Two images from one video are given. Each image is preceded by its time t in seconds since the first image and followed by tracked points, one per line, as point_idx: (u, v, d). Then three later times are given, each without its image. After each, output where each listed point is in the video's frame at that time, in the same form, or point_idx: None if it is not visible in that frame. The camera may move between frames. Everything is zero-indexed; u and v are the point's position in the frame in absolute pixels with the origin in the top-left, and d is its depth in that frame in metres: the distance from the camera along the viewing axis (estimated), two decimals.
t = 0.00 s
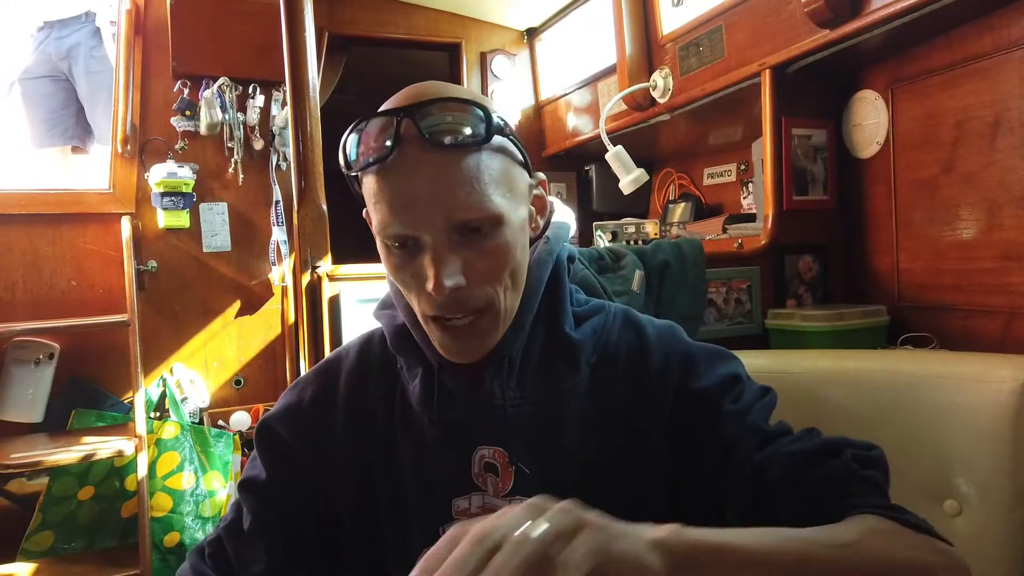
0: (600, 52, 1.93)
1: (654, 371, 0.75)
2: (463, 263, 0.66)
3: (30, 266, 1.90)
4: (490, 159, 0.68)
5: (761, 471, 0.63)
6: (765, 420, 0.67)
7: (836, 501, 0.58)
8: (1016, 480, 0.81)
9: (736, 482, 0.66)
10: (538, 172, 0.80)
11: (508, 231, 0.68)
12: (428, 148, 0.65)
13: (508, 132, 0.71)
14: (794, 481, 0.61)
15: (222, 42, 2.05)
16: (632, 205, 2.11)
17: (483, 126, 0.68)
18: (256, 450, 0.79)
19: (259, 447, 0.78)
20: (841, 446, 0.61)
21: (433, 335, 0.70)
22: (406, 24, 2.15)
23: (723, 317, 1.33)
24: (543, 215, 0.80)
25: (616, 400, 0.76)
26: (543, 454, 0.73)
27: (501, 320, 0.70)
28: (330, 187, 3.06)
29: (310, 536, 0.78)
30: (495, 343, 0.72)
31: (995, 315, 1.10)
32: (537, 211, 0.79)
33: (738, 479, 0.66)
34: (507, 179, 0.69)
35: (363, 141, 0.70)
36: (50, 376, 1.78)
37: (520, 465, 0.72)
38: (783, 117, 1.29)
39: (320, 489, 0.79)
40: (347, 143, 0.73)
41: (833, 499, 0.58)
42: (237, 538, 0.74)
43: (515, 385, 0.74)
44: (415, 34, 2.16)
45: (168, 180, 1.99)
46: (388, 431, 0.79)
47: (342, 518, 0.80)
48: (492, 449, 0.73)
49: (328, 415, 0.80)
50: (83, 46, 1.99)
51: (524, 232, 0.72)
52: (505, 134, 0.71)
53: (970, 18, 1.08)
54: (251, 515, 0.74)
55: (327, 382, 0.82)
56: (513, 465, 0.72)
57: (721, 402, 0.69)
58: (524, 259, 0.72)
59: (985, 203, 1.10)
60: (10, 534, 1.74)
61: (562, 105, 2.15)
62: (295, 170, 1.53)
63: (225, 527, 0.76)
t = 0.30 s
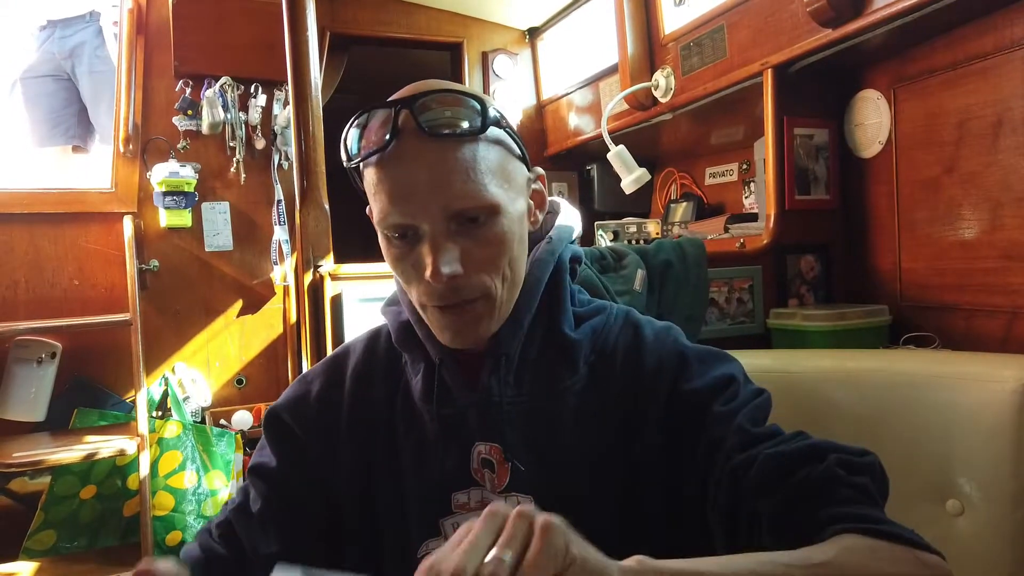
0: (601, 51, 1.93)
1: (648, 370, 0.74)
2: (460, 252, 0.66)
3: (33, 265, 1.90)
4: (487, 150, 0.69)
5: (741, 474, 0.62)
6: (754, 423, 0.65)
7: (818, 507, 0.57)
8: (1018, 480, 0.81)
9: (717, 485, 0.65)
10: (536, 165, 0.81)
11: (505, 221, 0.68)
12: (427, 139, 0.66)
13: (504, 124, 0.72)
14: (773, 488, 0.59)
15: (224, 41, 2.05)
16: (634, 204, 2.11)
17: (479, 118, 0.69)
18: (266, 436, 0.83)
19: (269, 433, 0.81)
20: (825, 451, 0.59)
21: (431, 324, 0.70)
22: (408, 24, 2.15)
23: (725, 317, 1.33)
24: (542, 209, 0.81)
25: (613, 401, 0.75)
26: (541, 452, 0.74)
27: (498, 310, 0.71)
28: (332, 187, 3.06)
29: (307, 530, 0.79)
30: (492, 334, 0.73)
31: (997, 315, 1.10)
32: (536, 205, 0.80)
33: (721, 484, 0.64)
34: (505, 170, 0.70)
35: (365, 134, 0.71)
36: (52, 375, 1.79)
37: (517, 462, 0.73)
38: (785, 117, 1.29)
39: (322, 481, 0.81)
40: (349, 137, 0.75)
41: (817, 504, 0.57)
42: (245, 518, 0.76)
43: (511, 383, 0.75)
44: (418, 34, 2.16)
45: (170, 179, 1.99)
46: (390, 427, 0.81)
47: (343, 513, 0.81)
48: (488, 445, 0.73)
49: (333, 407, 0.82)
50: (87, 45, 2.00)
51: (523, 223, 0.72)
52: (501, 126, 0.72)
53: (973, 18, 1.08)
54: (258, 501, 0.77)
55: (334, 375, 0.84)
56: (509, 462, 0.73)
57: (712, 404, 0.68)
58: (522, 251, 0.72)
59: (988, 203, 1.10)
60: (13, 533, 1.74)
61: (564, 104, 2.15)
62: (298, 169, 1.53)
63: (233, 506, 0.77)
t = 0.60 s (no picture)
0: (603, 50, 1.93)
1: (653, 367, 0.75)
2: (481, 246, 0.66)
3: (35, 264, 1.90)
4: (510, 149, 0.68)
5: (739, 460, 0.61)
6: (756, 416, 0.65)
7: (811, 493, 0.57)
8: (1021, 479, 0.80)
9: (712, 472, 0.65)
10: (552, 164, 0.81)
11: (525, 218, 0.68)
12: (453, 134, 0.65)
13: (525, 124, 0.71)
14: (769, 475, 0.59)
15: (227, 40, 2.06)
16: (636, 204, 2.11)
17: (503, 117, 0.68)
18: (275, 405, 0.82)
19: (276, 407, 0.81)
20: (821, 444, 0.60)
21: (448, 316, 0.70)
22: (410, 23, 2.15)
23: (727, 317, 1.33)
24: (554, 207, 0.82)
25: (622, 397, 0.75)
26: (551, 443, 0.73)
27: (514, 302, 0.71)
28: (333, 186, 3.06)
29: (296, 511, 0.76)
30: (507, 326, 0.72)
31: (1001, 315, 1.09)
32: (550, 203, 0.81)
33: (717, 472, 0.64)
34: (525, 169, 0.70)
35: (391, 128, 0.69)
36: (54, 373, 1.79)
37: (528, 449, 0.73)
38: (788, 116, 1.29)
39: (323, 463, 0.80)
40: (374, 130, 0.73)
41: (809, 492, 0.57)
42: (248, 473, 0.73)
43: (527, 370, 0.75)
44: (420, 33, 2.16)
45: (172, 178, 1.99)
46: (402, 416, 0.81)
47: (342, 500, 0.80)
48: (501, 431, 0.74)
49: (350, 393, 0.83)
50: (90, 44, 2.00)
51: (539, 220, 0.72)
52: (523, 125, 0.71)
53: (977, 17, 1.08)
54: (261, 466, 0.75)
55: (352, 363, 0.85)
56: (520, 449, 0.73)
57: (715, 397, 0.69)
58: (537, 248, 0.72)
59: (992, 203, 1.09)
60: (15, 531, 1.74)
61: (566, 103, 2.15)
62: (300, 168, 1.52)
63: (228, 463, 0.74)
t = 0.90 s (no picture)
0: (605, 48, 1.93)
1: (664, 371, 0.75)
2: (503, 254, 0.66)
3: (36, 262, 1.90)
4: (533, 156, 0.68)
5: (749, 461, 0.61)
6: (765, 422, 0.64)
7: (818, 498, 0.57)
8: None
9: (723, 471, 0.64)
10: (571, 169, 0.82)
11: (545, 226, 0.68)
12: (478, 141, 0.66)
13: (549, 130, 0.72)
14: (781, 476, 0.59)
15: (228, 38, 2.06)
16: (637, 203, 2.11)
17: (527, 123, 0.69)
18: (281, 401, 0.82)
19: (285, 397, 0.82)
20: (832, 451, 0.59)
21: (467, 321, 0.70)
22: (412, 20, 2.15)
23: (729, 316, 1.32)
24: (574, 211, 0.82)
25: (631, 399, 0.75)
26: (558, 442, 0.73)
27: (533, 308, 0.70)
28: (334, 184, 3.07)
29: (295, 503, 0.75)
30: (522, 329, 0.72)
31: (1004, 314, 1.09)
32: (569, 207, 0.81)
33: (726, 475, 0.63)
34: (547, 175, 0.70)
35: (414, 132, 0.70)
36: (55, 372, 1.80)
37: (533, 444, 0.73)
38: (791, 115, 1.29)
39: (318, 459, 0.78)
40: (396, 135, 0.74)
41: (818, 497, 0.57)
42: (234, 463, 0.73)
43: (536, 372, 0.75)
44: (422, 31, 2.16)
45: (174, 176, 1.99)
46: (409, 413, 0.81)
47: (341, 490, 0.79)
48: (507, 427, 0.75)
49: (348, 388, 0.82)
50: (91, 42, 2.00)
51: (559, 226, 0.72)
52: (547, 132, 0.72)
53: (981, 15, 1.07)
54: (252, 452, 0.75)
55: (357, 358, 0.85)
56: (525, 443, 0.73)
57: (726, 399, 0.68)
58: (556, 252, 0.72)
59: (996, 202, 1.09)
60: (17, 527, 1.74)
61: (568, 101, 2.15)
62: (300, 163, 1.50)
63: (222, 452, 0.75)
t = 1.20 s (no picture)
0: (605, 48, 1.93)
1: (671, 373, 0.74)
2: (488, 270, 0.66)
3: (37, 261, 1.90)
4: (507, 165, 0.68)
5: (791, 475, 0.62)
6: (789, 425, 0.66)
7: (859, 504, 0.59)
8: None
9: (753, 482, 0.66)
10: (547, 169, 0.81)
11: (528, 237, 0.69)
12: (450, 161, 0.66)
13: (522, 137, 0.72)
14: (822, 487, 0.60)
15: (228, 37, 2.06)
16: (637, 203, 2.11)
17: (499, 134, 0.69)
18: (268, 419, 0.84)
19: (272, 417, 0.83)
20: (863, 453, 0.62)
21: (457, 342, 0.70)
22: (412, 20, 2.15)
23: (728, 316, 1.33)
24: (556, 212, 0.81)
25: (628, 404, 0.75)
26: (551, 448, 0.75)
27: (523, 321, 0.71)
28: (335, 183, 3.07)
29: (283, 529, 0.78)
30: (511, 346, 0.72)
31: (1003, 314, 1.09)
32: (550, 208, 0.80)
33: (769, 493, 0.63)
34: (525, 182, 0.70)
35: (381, 156, 0.70)
36: (55, 371, 1.79)
37: (527, 461, 0.74)
38: (790, 115, 1.29)
39: (315, 477, 0.81)
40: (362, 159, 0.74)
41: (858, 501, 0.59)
42: (227, 491, 0.79)
43: (525, 383, 0.76)
44: (422, 31, 2.16)
45: (174, 176, 1.99)
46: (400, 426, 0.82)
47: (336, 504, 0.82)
48: (501, 443, 0.75)
49: (336, 402, 0.82)
50: (91, 41, 2.00)
51: (541, 233, 0.72)
52: (520, 139, 0.72)
53: (981, 15, 1.07)
54: (242, 476, 0.79)
55: (341, 369, 0.85)
56: (520, 460, 0.74)
57: (745, 406, 0.68)
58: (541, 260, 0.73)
59: (995, 202, 1.09)
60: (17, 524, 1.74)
61: (568, 101, 2.14)
62: (301, 163, 1.51)
63: (219, 477, 0.81)
